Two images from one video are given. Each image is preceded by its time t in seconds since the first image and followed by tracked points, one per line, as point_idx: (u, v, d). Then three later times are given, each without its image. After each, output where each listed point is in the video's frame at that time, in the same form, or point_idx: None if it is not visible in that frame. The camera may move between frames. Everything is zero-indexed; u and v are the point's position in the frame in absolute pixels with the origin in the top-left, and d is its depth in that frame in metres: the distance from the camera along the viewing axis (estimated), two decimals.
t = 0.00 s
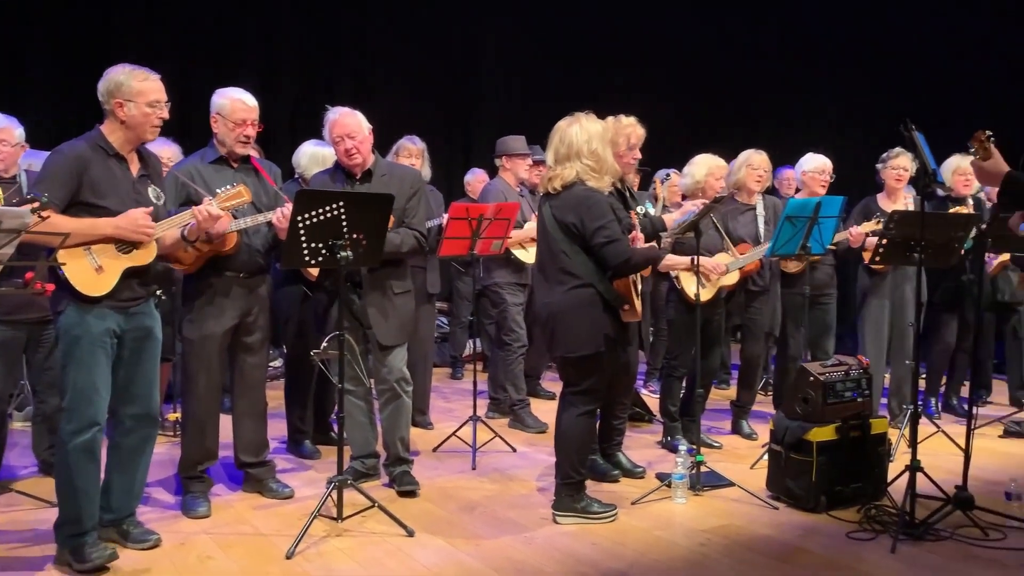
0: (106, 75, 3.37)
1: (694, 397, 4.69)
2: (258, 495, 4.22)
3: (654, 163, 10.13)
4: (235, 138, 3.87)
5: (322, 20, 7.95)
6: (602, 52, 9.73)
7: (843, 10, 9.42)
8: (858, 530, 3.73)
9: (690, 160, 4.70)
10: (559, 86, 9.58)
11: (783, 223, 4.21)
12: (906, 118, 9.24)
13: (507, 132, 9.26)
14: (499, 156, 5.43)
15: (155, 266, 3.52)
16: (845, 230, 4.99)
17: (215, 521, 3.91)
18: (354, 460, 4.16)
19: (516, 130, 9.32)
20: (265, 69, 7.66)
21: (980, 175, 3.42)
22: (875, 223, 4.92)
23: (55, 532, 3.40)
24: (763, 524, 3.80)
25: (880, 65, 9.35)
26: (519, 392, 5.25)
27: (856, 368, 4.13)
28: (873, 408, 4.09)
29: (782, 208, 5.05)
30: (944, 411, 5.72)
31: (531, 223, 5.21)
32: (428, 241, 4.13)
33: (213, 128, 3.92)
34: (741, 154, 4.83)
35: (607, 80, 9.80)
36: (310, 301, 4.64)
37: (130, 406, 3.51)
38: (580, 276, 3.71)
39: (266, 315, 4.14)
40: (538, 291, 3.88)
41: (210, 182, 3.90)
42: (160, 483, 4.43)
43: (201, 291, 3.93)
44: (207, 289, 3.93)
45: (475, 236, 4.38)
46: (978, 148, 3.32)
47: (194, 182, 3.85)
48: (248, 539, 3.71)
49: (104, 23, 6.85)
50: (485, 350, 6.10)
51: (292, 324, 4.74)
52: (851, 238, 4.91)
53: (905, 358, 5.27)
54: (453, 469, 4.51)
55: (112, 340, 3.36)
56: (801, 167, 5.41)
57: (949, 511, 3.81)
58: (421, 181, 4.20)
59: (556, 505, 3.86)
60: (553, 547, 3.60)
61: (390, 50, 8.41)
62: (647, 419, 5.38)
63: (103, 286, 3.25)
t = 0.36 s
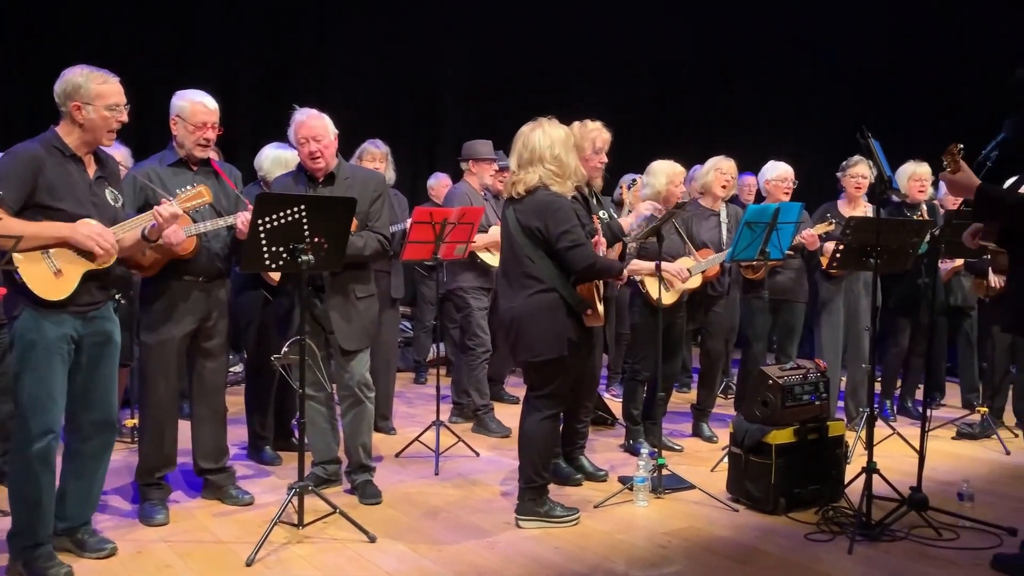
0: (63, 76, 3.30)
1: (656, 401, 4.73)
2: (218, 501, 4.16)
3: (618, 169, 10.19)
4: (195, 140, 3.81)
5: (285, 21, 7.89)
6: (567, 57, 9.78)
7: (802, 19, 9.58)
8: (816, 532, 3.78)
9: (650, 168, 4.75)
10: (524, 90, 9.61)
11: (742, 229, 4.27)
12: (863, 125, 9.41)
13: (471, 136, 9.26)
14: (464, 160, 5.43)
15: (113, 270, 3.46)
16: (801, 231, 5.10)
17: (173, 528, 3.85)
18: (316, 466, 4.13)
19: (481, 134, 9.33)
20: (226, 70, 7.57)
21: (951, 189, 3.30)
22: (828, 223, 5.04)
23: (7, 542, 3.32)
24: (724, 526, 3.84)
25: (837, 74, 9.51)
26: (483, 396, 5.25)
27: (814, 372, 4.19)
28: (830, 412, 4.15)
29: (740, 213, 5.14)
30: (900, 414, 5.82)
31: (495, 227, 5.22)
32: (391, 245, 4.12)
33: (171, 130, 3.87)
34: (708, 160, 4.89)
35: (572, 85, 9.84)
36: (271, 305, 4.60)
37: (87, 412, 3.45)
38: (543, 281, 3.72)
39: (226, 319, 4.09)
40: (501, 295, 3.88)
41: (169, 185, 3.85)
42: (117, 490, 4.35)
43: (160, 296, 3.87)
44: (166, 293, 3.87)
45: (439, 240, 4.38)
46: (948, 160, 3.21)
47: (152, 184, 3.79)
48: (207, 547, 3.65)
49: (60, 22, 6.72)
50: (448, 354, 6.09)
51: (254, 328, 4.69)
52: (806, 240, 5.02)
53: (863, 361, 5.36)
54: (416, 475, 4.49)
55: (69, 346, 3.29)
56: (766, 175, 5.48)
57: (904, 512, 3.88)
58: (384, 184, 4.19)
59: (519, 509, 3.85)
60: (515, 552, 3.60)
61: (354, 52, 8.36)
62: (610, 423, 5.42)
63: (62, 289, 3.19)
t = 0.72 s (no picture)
0: (25, 85, 3.26)
1: (625, 408, 4.74)
2: (183, 514, 4.11)
3: (587, 177, 10.24)
4: (159, 149, 3.77)
5: (251, 27, 7.83)
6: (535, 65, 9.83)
7: (768, 29, 9.70)
8: (782, 538, 3.82)
9: (618, 176, 4.79)
10: (492, 98, 9.63)
11: (708, 238, 4.30)
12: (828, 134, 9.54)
13: (441, 144, 9.27)
14: (432, 167, 5.41)
15: (76, 280, 3.40)
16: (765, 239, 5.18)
17: (137, 542, 3.79)
18: (282, 477, 4.09)
19: (450, 142, 9.33)
20: (192, 76, 7.50)
21: (932, 202, 3.29)
22: (791, 231, 5.12)
23: None
24: (692, 534, 3.86)
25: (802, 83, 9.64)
26: (452, 405, 5.24)
27: (779, 380, 4.23)
28: (796, 419, 4.19)
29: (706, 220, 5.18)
30: (864, 420, 5.91)
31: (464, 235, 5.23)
32: (358, 253, 4.09)
33: (135, 139, 3.82)
34: (674, 169, 4.93)
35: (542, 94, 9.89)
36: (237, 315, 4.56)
37: (48, 424, 3.39)
38: (512, 289, 3.73)
39: (190, 329, 4.04)
40: (470, 304, 3.88)
41: (132, 195, 3.80)
42: (79, 504, 4.28)
43: (123, 306, 3.81)
44: (129, 304, 3.81)
45: (407, 249, 4.35)
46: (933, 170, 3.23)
47: (115, 193, 3.73)
48: (171, 560, 3.60)
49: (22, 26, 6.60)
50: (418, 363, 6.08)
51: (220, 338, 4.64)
52: (768, 248, 5.11)
53: (827, 369, 5.43)
54: (384, 485, 4.46)
55: (30, 357, 3.24)
56: (728, 185, 5.54)
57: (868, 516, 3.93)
58: (351, 193, 4.16)
59: (487, 519, 3.84)
60: (485, 562, 3.59)
61: (321, 59, 8.35)
62: (579, 431, 5.44)
63: (24, 301, 3.11)
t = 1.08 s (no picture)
0: None
1: (595, 416, 4.75)
2: (148, 528, 4.03)
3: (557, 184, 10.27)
4: (122, 157, 3.72)
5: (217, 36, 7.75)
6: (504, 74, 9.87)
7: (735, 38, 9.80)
8: (751, 544, 3.84)
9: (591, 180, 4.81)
10: (460, 107, 9.67)
11: (677, 245, 4.35)
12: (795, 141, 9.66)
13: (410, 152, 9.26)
14: (400, 175, 5.40)
15: (37, 290, 3.34)
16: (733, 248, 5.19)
17: (101, 557, 3.71)
18: (250, 489, 4.05)
19: (419, 150, 9.33)
20: (158, 83, 7.41)
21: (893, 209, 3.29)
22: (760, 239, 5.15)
23: None
24: (663, 540, 3.87)
25: (769, 91, 9.73)
26: (423, 414, 5.22)
27: (748, 387, 4.26)
28: (764, 425, 4.23)
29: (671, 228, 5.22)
30: (831, 425, 5.97)
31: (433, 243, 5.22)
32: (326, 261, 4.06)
33: (96, 148, 3.76)
34: (636, 179, 4.99)
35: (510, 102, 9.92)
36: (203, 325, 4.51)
37: (9, 438, 3.31)
38: (482, 298, 3.72)
39: (155, 340, 3.98)
40: (440, 312, 3.86)
41: (94, 204, 3.73)
42: (41, 519, 4.18)
43: (86, 317, 3.75)
44: (92, 314, 3.75)
45: (377, 258, 4.34)
46: (896, 177, 3.22)
47: (77, 202, 3.67)
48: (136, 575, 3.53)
49: None
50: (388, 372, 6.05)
51: (186, 348, 4.58)
52: (738, 256, 5.11)
53: (795, 375, 5.48)
54: (354, 496, 4.42)
55: None
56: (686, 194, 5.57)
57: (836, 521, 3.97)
58: (318, 201, 4.13)
59: (458, 529, 3.82)
60: (455, 572, 3.56)
61: (290, 67, 8.30)
62: (550, 439, 5.45)
63: None
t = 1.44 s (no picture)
0: None
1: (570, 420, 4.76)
2: (119, 537, 3.98)
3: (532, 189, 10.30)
4: (89, 162, 3.67)
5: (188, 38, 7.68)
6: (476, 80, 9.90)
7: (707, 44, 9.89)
8: (725, 547, 3.86)
9: (569, 188, 4.81)
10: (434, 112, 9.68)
11: (650, 251, 4.37)
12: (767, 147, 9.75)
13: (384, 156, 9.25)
14: (377, 181, 5.38)
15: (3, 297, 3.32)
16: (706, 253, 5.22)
17: (70, 567, 3.65)
18: (222, 497, 4.01)
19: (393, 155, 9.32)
20: (129, 86, 7.33)
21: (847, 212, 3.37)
22: (732, 245, 5.19)
23: None
24: (637, 545, 3.88)
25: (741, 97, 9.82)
26: (398, 420, 5.20)
27: (721, 391, 4.29)
28: (738, 428, 4.25)
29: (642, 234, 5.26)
30: (803, 428, 6.03)
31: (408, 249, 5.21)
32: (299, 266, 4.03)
33: (64, 154, 3.71)
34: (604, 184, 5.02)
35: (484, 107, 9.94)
36: (175, 331, 4.47)
37: None
38: (457, 303, 3.71)
39: (125, 347, 3.93)
40: (415, 318, 3.84)
41: (62, 210, 3.68)
42: (8, 529, 4.11)
43: (54, 324, 3.70)
44: (61, 322, 3.70)
45: (351, 263, 4.32)
46: (848, 185, 3.27)
47: (45, 209, 3.62)
48: None
49: None
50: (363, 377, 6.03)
51: (158, 355, 4.53)
52: (710, 262, 5.15)
53: (767, 379, 5.53)
54: (328, 504, 4.39)
55: None
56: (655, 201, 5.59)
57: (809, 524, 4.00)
58: (292, 206, 4.09)
59: (433, 536, 3.80)
60: None
61: (263, 70, 8.25)
62: (526, 444, 5.46)
63: None
